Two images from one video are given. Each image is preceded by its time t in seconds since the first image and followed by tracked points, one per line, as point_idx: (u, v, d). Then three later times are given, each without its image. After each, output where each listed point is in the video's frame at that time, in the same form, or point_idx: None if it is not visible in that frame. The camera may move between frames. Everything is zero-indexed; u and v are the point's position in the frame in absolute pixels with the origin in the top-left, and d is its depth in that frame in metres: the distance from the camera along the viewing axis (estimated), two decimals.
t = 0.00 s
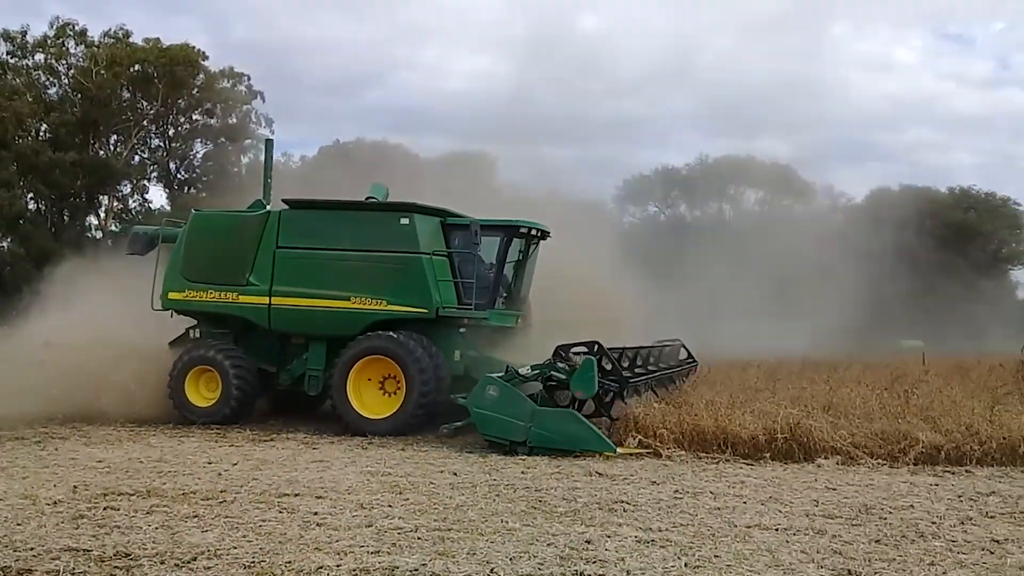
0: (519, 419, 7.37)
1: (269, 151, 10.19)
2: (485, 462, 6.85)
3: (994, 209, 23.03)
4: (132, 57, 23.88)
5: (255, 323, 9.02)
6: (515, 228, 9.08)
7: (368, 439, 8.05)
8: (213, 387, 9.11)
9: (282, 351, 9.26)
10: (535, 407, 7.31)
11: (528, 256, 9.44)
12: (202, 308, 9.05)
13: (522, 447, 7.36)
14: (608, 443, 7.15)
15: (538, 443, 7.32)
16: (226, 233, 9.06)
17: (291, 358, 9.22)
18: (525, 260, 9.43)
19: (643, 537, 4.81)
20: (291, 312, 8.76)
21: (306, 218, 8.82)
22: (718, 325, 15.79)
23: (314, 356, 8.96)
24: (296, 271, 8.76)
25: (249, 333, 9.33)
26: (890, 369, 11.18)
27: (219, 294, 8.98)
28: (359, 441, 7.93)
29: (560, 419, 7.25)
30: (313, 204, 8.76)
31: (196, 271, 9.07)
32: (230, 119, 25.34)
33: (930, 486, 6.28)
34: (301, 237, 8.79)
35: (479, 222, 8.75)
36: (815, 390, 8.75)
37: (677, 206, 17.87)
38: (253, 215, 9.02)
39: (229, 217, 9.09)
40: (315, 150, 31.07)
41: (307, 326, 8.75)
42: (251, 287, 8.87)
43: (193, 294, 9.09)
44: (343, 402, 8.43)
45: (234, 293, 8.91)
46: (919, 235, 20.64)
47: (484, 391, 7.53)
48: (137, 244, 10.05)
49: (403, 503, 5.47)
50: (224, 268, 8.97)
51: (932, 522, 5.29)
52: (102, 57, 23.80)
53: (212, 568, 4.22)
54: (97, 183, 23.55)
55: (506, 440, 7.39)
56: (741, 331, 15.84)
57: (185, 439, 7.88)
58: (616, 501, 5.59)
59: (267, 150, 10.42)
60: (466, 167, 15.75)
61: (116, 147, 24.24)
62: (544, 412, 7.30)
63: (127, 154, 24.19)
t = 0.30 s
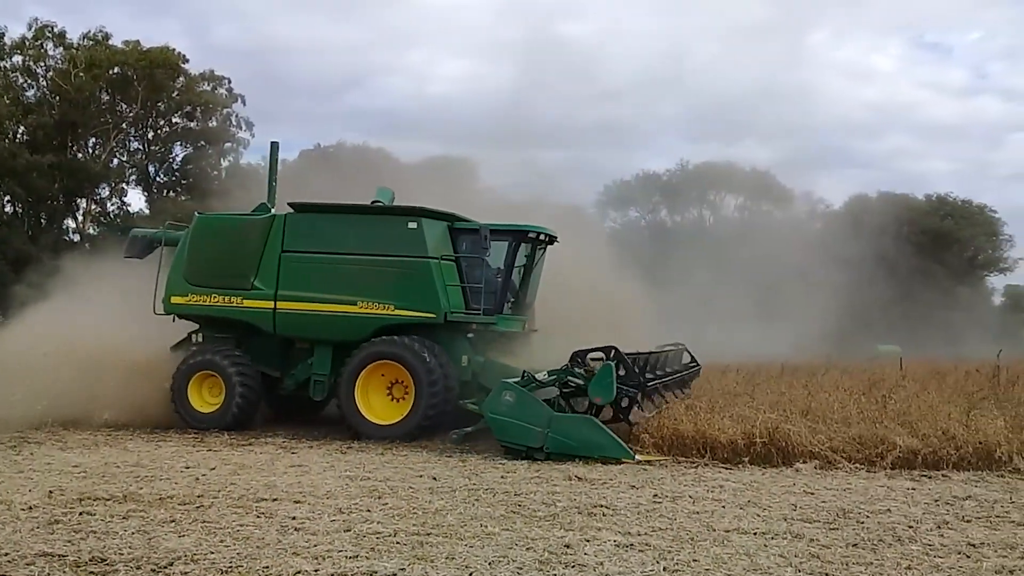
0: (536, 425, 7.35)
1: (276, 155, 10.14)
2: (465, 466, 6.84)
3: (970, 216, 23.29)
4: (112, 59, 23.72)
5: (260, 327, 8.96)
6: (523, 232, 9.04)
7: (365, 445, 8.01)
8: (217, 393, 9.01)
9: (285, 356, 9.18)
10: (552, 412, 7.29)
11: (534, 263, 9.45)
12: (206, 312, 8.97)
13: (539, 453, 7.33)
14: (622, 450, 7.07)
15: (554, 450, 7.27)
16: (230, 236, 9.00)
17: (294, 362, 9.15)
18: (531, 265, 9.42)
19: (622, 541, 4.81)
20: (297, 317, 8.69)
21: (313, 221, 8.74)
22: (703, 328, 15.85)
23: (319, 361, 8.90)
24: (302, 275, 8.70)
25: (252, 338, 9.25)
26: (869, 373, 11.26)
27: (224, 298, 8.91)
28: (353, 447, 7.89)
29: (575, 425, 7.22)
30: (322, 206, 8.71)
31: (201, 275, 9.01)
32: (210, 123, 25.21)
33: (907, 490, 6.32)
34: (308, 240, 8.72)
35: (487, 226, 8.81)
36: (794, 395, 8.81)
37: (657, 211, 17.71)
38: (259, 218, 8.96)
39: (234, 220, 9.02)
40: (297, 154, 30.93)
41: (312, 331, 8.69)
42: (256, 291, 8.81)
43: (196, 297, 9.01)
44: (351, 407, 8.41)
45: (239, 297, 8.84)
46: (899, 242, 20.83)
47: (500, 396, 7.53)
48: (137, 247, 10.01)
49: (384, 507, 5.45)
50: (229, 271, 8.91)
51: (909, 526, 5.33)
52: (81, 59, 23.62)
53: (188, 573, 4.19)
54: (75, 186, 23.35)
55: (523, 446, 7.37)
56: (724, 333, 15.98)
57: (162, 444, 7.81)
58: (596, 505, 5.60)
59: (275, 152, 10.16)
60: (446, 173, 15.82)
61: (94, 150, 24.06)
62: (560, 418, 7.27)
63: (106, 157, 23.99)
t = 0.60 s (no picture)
0: (555, 422, 7.31)
1: (278, 153, 10.04)
2: (445, 467, 6.84)
3: (948, 217, 23.49)
4: (90, 59, 23.53)
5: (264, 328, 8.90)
6: (532, 232, 8.82)
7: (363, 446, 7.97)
8: (223, 396, 8.95)
9: (289, 357, 9.16)
10: (572, 408, 7.26)
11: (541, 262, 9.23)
12: (210, 313, 8.91)
13: (558, 450, 7.32)
14: (645, 442, 7.09)
15: (574, 445, 7.25)
16: (234, 236, 8.94)
17: (299, 363, 9.11)
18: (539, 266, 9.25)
19: (601, 541, 4.82)
20: (303, 317, 8.65)
21: (318, 221, 8.70)
22: (691, 328, 15.90)
23: (326, 362, 8.85)
24: (308, 275, 8.65)
25: (257, 339, 9.21)
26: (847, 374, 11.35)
27: (227, 298, 8.84)
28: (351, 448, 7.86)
29: (595, 420, 7.20)
30: (328, 207, 8.67)
31: (204, 275, 8.94)
32: (189, 122, 25.05)
33: (884, 489, 6.38)
34: (314, 241, 8.68)
35: (498, 226, 8.74)
36: (771, 395, 8.88)
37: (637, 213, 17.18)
38: (263, 218, 8.90)
39: (238, 221, 8.96)
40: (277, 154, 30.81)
41: (318, 331, 8.64)
42: (262, 291, 8.76)
43: (199, 298, 8.94)
44: (361, 409, 8.38)
45: (244, 298, 8.79)
46: (877, 243, 21.00)
47: (518, 394, 7.47)
48: (137, 248, 9.96)
49: (364, 507, 5.45)
50: (233, 272, 8.85)
51: (886, 525, 5.37)
52: (58, 58, 23.43)
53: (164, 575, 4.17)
54: (52, 186, 23.17)
55: (541, 444, 7.33)
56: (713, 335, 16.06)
57: (140, 446, 7.75)
58: (576, 505, 5.60)
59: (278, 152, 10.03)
60: (425, 172, 15.91)
61: (72, 150, 23.86)
62: (579, 414, 7.25)
63: (84, 156, 23.80)
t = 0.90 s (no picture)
0: (574, 422, 7.31)
1: (283, 149, 9.98)
2: (427, 465, 6.83)
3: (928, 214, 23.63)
4: (67, 56, 23.33)
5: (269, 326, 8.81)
6: (541, 229, 8.75)
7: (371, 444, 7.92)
8: (229, 396, 8.88)
9: (294, 355, 9.07)
10: (591, 409, 7.26)
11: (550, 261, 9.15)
12: (215, 311, 8.81)
13: (577, 450, 7.31)
14: (666, 445, 7.08)
15: (592, 446, 7.26)
16: (239, 235, 8.84)
17: (305, 362, 9.03)
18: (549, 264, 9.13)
19: (583, 538, 4.83)
20: (309, 315, 8.55)
21: (326, 219, 8.63)
22: (686, 327, 15.93)
23: (333, 360, 8.76)
24: (315, 273, 8.56)
25: (262, 337, 9.11)
26: (826, 371, 11.41)
27: (232, 297, 8.75)
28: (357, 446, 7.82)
29: (616, 421, 7.19)
30: (335, 205, 8.60)
31: (209, 273, 8.84)
32: (167, 120, 24.89)
33: (863, 484, 6.42)
34: (321, 239, 8.59)
35: (507, 223, 8.56)
36: (751, 392, 8.93)
37: (619, 210, 17.21)
38: (269, 216, 8.82)
39: (244, 218, 8.88)
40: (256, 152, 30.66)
41: (325, 330, 8.55)
42: (268, 290, 8.66)
43: (204, 296, 8.84)
44: (371, 406, 8.29)
45: (250, 296, 8.69)
46: (857, 241, 21.14)
47: (537, 394, 7.46)
48: (137, 245, 9.89)
49: (345, 506, 5.43)
50: (238, 270, 8.76)
51: (864, 520, 5.41)
52: (35, 55, 23.20)
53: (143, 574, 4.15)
54: (29, 184, 22.97)
55: (561, 444, 7.33)
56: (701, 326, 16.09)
57: (119, 445, 7.69)
58: (557, 503, 5.61)
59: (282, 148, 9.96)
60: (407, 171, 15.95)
61: (49, 148, 23.64)
62: (599, 414, 7.25)
63: (61, 154, 23.58)
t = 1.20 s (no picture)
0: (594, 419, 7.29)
1: (289, 146, 9.94)
2: (410, 462, 6.81)
3: (909, 209, 23.76)
4: (45, 51, 23.09)
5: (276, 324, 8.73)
6: (552, 225, 8.71)
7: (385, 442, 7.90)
8: (238, 395, 8.81)
9: (302, 354, 9.01)
10: (612, 405, 7.24)
11: (559, 258, 9.10)
12: (221, 309, 8.71)
13: (599, 447, 7.29)
14: (690, 441, 7.06)
15: (614, 443, 7.24)
16: (246, 231, 8.75)
17: (313, 360, 8.97)
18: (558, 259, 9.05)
19: (566, 534, 4.84)
20: (319, 313, 8.49)
21: (334, 215, 8.55)
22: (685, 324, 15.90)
23: (342, 358, 8.69)
24: (325, 270, 8.48)
25: (269, 335, 9.06)
26: (808, 366, 11.45)
27: (240, 294, 8.66)
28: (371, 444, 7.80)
29: (638, 418, 7.16)
30: (343, 201, 8.52)
31: (215, 271, 8.75)
32: (147, 116, 24.70)
33: (844, 478, 6.46)
34: (330, 235, 8.52)
35: (519, 218, 8.49)
36: (732, 387, 8.97)
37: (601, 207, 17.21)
38: (276, 212, 8.72)
39: (250, 215, 8.78)
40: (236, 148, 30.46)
41: (335, 327, 8.49)
42: (276, 287, 8.58)
43: (210, 294, 8.74)
44: (383, 404, 8.26)
45: (258, 293, 8.61)
46: (838, 236, 21.24)
47: (558, 390, 7.43)
48: (137, 242, 9.80)
49: (327, 504, 5.41)
50: (245, 267, 8.67)
51: (845, 514, 5.44)
52: (12, 51, 22.94)
53: (125, 574, 4.11)
54: (6, 181, 22.74)
55: (583, 441, 7.31)
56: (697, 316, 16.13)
57: (99, 444, 7.62)
58: (540, 499, 5.61)
59: (285, 142, 9.91)
60: (390, 167, 15.88)
61: (27, 144, 23.40)
62: (621, 411, 7.22)
63: (39, 151, 23.34)
